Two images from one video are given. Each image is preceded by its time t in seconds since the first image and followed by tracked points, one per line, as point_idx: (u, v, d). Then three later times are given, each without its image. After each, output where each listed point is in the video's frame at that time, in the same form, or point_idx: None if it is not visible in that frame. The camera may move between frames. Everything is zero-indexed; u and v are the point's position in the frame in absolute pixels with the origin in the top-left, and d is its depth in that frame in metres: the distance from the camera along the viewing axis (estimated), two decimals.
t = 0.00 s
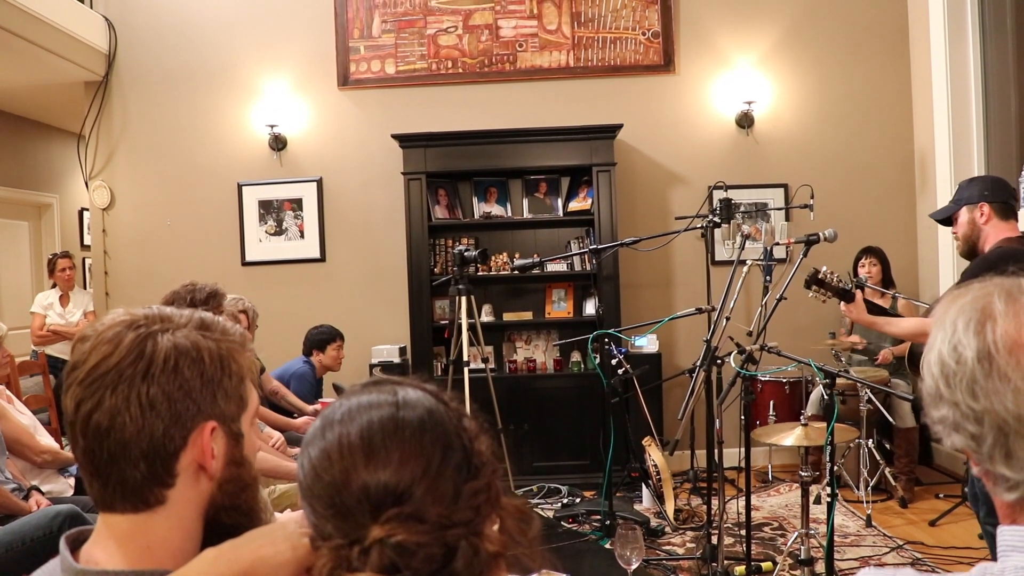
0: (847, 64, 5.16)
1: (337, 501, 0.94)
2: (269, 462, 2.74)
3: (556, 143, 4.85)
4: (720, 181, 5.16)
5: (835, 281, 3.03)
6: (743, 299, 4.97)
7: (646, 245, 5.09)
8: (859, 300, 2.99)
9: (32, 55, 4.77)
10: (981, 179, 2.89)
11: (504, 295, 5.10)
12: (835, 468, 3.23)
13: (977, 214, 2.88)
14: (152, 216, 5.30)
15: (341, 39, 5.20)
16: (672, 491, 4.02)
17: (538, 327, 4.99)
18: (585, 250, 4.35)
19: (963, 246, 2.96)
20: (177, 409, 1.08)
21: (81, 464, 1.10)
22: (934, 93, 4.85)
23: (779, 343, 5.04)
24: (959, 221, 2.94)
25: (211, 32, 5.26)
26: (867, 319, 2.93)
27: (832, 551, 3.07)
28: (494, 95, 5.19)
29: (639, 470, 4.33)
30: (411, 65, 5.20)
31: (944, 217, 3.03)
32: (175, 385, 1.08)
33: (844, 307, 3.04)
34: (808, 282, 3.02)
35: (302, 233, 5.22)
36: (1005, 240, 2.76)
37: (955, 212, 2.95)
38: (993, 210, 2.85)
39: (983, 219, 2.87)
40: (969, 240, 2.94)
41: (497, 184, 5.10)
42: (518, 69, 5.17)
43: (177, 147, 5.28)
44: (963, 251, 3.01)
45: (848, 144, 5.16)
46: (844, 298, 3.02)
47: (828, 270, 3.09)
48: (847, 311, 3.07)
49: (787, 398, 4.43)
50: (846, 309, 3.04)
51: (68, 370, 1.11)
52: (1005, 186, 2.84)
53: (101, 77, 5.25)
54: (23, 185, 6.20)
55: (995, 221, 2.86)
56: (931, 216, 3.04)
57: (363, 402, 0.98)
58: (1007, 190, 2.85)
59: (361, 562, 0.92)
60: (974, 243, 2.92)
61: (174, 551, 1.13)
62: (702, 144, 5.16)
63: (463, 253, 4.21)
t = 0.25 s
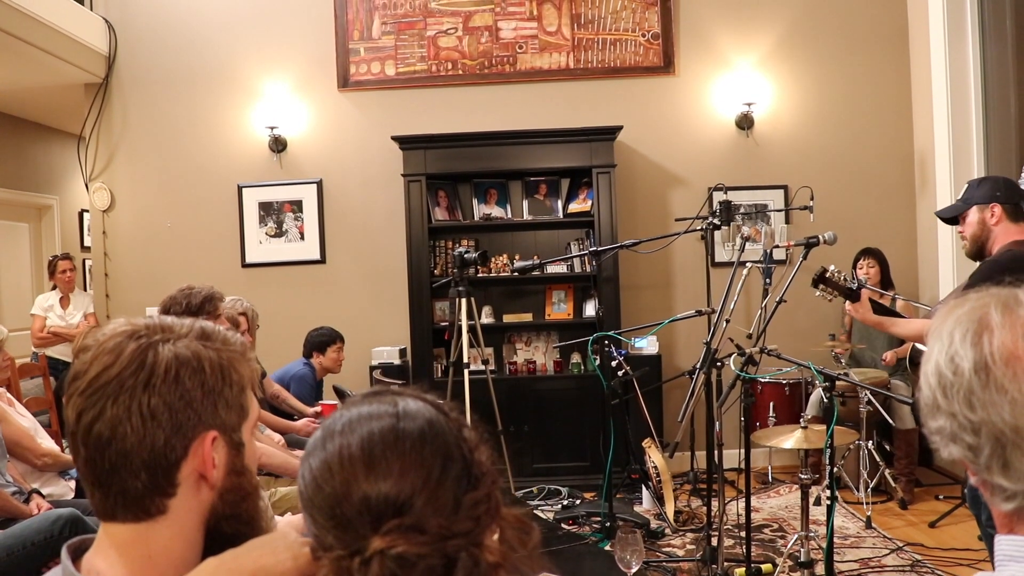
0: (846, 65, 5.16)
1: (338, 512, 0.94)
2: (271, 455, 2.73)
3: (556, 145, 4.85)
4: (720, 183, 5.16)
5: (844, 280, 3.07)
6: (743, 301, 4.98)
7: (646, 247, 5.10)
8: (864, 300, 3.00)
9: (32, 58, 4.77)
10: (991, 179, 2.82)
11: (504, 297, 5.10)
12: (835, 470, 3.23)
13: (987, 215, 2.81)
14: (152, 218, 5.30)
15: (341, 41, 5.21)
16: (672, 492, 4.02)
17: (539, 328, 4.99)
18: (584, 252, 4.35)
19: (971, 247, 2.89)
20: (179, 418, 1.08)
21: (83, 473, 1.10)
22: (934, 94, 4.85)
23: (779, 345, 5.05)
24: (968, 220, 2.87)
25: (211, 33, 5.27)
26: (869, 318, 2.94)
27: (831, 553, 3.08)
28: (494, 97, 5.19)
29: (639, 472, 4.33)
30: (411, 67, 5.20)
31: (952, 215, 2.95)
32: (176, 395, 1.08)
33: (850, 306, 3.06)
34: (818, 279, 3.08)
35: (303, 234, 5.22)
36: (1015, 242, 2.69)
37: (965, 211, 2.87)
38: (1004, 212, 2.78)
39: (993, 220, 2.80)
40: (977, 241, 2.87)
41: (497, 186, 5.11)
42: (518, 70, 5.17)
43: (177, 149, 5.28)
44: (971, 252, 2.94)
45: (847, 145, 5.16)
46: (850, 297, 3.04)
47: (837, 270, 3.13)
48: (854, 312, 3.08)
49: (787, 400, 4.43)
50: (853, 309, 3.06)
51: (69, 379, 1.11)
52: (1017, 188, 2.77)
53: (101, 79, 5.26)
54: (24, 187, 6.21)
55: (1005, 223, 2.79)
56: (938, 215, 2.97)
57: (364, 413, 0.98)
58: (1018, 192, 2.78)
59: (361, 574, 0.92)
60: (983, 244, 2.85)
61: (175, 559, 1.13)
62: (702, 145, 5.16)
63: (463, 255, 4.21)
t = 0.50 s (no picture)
0: (846, 67, 5.17)
1: (339, 524, 0.95)
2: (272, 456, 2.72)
3: (556, 147, 4.85)
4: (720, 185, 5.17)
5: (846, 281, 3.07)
6: (742, 303, 4.99)
7: (645, 250, 5.10)
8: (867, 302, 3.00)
9: (32, 60, 4.77)
10: (1004, 180, 2.75)
11: (504, 299, 5.10)
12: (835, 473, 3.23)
13: (996, 216, 2.74)
14: (152, 220, 5.31)
15: (341, 43, 5.21)
16: (672, 494, 4.02)
17: (538, 330, 5.00)
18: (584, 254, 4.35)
19: (976, 248, 2.81)
20: (180, 429, 1.09)
21: (84, 484, 1.11)
22: (933, 96, 4.85)
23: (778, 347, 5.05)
24: (976, 219, 2.79)
25: (211, 35, 5.27)
26: (874, 322, 2.92)
27: (831, 556, 3.08)
28: (494, 99, 5.20)
29: (639, 474, 4.34)
30: (411, 69, 5.21)
31: (960, 213, 2.87)
32: (177, 406, 1.09)
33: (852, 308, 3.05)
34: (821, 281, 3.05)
35: (302, 236, 5.22)
36: (1021, 247, 2.62)
37: (973, 210, 2.80)
38: (1013, 215, 2.72)
39: (1002, 223, 2.73)
40: (984, 243, 2.79)
41: (496, 188, 5.11)
42: (517, 73, 5.18)
43: (177, 151, 5.29)
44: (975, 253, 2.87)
45: (847, 147, 5.17)
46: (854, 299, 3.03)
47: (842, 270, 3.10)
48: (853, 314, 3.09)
49: (786, 401, 4.43)
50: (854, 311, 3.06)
51: (71, 390, 1.12)
52: None
53: (101, 81, 5.26)
54: (23, 189, 6.21)
55: (1014, 227, 2.72)
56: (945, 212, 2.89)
57: (364, 424, 0.99)
58: None
59: None
60: (989, 246, 2.78)
61: (177, 569, 1.13)
62: (701, 147, 5.17)
63: (462, 257, 4.21)
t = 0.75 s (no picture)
0: (846, 69, 5.17)
1: (340, 536, 0.95)
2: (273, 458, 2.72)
3: (556, 149, 4.86)
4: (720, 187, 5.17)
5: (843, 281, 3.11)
6: (742, 305, 5.00)
7: (645, 252, 5.10)
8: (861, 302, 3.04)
9: (32, 62, 4.78)
10: (1015, 181, 2.68)
11: (504, 301, 5.11)
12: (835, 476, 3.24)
13: (1003, 219, 2.69)
14: (152, 222, 5.31)
15: (341, 45, 5.21)
16: (672, 496, 4.03)
17: (539, 332, 5.00)
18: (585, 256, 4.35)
19: (979, 249, 2.77)
20: (182, 438, 1.09)
21: (86, 493, 1.11)
22: (933, 98, 4.85)
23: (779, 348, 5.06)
24: (983, 220, 2.75)
25: (211, 37, 5.27)
26: (871, 330, 2.91)
27: (831, 558, 3.08)
28: (494, 101, 5.20)
29: (639, 476, 4.34)
30: (411, 71, 5.21)
31: (968, 211, 2.83)
32: (179, 415, 1.09)
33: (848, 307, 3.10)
34: (817, 281, 3.11)
35: (303, 238, 5.23)
36: None
37: (981, 210, 2.75)
38: (1020, 218, 2.67)
39: (1008, 225, 2.69)
40: (988, 245, 2.75)
41: (497, 190, 5.11)
42: (518, 74, 5.18)
43: (178, 152, 5.29)
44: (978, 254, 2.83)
45: (847, 149, 5.17)
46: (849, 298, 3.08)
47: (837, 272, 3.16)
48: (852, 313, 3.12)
49: (786, 403, 4.44)
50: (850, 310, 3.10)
51: (72, 399, 1.12)
52: None
53: (102, 83, 5.26)
54: (24, 190, 6.22)
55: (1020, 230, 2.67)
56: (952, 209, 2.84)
57: (366, 435, 0.99)
58: None
59: None
60: (993, 248, 2.74)
61: None
62: (701, 149, 5.17)
63: (463, 259, 4.21)
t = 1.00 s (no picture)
0: (845, 70, 5.17)
1: (341, 547, 0.96)
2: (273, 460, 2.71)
3: (556, 151, 4.86)
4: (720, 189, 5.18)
5: (838, 284, 3.10)
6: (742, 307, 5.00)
7: (645, 254, 5.11)
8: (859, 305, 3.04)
9: (33, 64, 4.78)
10: (1018, 186, 2.68)
11: (504, 302, 5.11)
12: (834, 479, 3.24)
13: (1003, 224, 2.70)
14: (152, 224, 5.31)
15: (341, 46, 5.21)
16: (672, 498, 4.03)
17: (539, 333, 5.01)
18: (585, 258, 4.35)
19: (978, 253, 2.79)
20: (183, 449, 1.09)
21: (88, 503, 1.12)
22: (933, 99, 4.86)
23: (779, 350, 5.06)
24: (983, 224, 2.76)
25: (211, 39, 5.28)
26: (870, 333, 2.92)
27: (831, 560, 3.09)
28: (494, 103, 5.20)
29: (639, 478, 4.34)
30: (411, 72, 5.21)
31: (971, 214, 2.83)
32: (180, 426, 1.09)
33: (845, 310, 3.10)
34: (812, 286, 3.11)
35: (303, 240, 5.23)
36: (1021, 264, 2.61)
37: (983, 214, 2.76)
38: (1020, 225, 2.67)
39: (1008, 231, 2.69)
40: (987, 249, 2.76)
41: (497, 192, 5.11)
42: (518, 76, 5.18)
43: (178, 154, 5.29)
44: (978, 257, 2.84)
45: (846, 150, 5.17)
46: (845, 301, 3.09)
47: (832, 276, 3.16)
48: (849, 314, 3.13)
49: (786, 405, 4.44)
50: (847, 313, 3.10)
51: (74, 409, 1.13)
52: None
53: (102, 85, 5.27)
54: (25, 192, 6.22)
55: (1019, 237, 2.68)
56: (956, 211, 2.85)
57: (366, 446, 0.99)
58: None
59: None
60: (991, 253, 2.75)
61: None
62: (701, 150, 5.17)
63: (463, 261, 4.21)
